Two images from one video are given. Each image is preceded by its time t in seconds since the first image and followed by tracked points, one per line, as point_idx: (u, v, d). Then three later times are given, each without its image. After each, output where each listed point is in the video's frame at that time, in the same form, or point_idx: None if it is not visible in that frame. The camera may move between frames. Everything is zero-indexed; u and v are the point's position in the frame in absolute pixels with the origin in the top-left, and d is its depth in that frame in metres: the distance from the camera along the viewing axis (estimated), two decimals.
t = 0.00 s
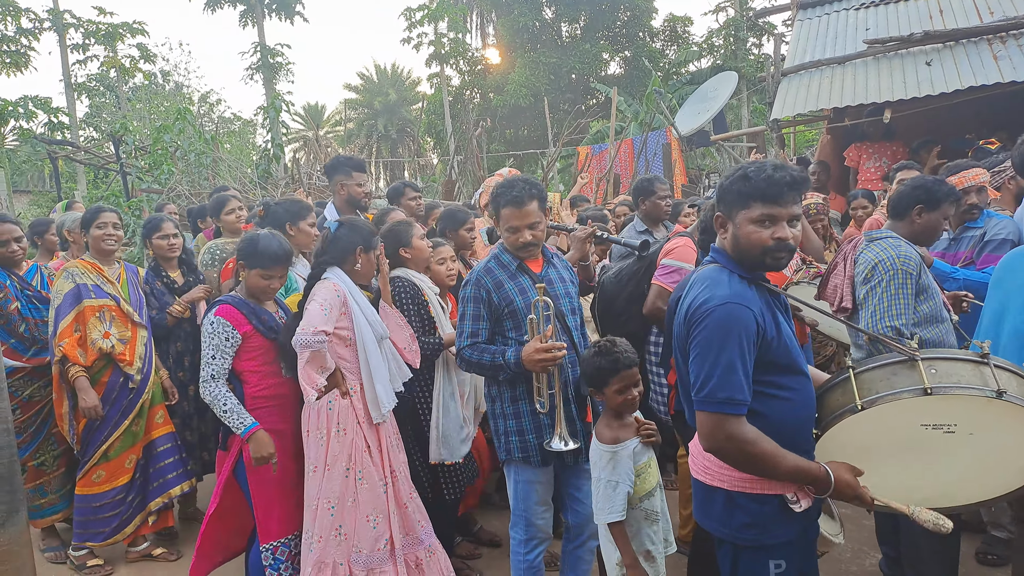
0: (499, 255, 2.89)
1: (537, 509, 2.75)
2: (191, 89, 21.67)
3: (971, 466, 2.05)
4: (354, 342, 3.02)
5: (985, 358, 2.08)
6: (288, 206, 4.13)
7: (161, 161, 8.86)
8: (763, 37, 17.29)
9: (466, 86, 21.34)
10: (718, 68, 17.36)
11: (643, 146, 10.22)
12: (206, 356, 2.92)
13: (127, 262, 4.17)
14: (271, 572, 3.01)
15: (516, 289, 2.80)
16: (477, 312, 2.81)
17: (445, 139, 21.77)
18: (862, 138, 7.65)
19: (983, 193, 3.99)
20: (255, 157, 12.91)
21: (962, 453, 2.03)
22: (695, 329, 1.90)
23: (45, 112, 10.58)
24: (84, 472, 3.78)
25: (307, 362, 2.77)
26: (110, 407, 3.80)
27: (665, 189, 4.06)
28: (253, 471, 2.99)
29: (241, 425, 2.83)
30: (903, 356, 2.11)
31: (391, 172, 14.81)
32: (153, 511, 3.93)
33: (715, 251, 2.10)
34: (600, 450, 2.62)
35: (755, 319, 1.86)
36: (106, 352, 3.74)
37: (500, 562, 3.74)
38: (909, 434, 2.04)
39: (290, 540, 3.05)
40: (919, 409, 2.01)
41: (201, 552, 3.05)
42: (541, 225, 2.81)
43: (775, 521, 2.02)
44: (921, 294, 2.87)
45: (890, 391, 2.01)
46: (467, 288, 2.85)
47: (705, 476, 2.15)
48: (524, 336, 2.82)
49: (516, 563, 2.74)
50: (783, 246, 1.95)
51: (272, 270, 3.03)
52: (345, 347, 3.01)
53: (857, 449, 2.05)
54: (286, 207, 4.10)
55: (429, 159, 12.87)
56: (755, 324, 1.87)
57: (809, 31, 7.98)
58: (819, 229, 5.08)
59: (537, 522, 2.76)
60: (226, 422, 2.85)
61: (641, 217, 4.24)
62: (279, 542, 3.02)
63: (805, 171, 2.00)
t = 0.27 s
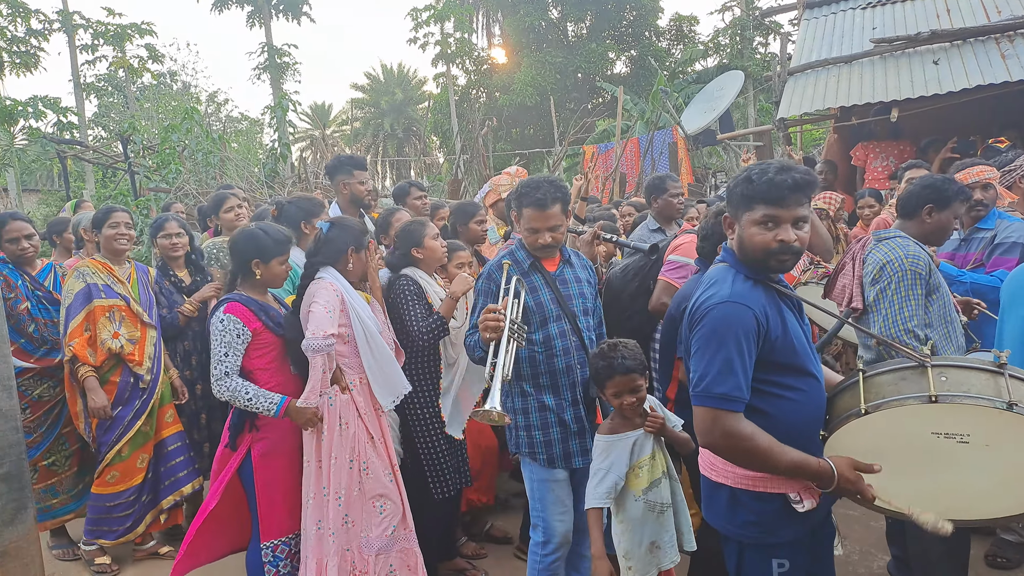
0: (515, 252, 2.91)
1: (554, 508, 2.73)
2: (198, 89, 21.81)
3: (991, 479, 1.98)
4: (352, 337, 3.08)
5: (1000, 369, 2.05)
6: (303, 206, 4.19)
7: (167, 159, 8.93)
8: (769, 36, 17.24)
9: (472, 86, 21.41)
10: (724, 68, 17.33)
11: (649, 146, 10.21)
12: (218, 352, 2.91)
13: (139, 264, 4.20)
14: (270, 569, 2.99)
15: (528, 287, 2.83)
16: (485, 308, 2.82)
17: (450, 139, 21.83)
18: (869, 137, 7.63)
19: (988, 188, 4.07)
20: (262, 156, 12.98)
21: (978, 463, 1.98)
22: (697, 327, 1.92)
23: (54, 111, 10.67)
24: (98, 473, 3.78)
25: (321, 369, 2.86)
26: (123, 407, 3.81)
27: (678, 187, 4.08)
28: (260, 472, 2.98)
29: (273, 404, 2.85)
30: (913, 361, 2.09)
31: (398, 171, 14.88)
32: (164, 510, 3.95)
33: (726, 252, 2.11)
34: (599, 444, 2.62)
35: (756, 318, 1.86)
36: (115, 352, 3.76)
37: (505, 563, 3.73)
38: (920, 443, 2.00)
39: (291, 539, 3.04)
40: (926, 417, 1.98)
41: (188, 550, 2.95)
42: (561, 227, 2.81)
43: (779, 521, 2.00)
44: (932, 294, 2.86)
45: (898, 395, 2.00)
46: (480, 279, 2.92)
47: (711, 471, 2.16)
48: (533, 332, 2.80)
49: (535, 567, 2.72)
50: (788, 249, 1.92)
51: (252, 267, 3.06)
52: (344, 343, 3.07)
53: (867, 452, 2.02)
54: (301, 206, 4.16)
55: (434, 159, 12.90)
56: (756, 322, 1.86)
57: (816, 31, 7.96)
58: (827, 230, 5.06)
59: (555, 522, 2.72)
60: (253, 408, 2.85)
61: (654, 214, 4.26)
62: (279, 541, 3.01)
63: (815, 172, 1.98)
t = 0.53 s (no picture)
0: (538, 250, 2.89)
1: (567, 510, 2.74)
2: (215, 91, 22.01)
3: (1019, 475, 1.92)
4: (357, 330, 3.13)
5: None
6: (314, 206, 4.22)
7: (186, 162, 9.03)
8: (788, 32, 17.01)
9: (486, 85, 21.40)
10: (742, 64, 17.13)
11: (665, 144, 10.13)
12: (246, 354, 2.91)
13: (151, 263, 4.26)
14: (287, 569, 3.02)
15: (546, 285, 2.81)
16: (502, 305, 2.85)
17: (465, 138, 21.82)
18: (890, 133, 7.51)
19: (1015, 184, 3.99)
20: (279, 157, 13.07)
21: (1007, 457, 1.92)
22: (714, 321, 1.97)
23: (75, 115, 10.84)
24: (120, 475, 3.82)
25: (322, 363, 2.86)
26: (143, 409, 3.85)
27: (701, 184, 4.23)
28: (277, 471, 3.01)
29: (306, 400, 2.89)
30: (932, 352, 2.02)
31: (413, 172, 14.91)
32: (186, 506, 4.06)
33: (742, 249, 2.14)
34: (630, 437, 2.58)
35: (769, 311, 1.89)
36: (136, 353, 3.80)
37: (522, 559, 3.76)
38: (940, 436, 1.97)
39: (307, 538, 3.06)
40: (943, 409, 1.94)
41: (205, 543, 2.89)
42: (583, 221, 2.79)
43: (794, 513, 2.03)
44: (961, 293, 2.80)
45: (913, 386, 1.95)
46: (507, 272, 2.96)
47: (730, 464, 2.19)
48: (548, 331, 2.79)
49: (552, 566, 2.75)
50: (796, 246, 1.95)
51: (266, 266, 3.09)
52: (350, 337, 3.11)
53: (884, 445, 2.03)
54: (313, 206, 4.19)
55: (450, 159, 12.91)
56: (769, 315, 1.89)
57: (836, 26, 7.84)
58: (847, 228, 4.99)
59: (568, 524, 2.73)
60: (286, 405, 2.87)
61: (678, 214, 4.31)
62: (295, 540, 3.03)
63: (824, 168, 1.99)
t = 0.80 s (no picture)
0: (549, 249, 2.90)
1: (566, 518, 2.71)
2: (235, 93, 22.23)
3: None
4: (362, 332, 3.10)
5: None
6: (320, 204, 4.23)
7: (207, 164, 9.13)
8: (809, 27, 16.83)
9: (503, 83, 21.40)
10: (761, 60, 16.98)
11: (684, 141, 10.05)
12: (255, 354, 2.94)
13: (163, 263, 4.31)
14: (301, 568, 3.03)
15: (559, 284, 2.80)
16: (515, 304, 2.84)
17: (482, 137, 21.84)
18: (914, 129, 7.41)
19: None
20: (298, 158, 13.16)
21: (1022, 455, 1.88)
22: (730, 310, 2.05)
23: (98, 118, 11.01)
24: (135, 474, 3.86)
25: (318, 369, 2.83)
26: (156, 409, 3.89)
27: (727, 182, 4.35)
28: (292, 468, 3.03)
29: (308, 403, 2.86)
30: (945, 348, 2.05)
31: (431, 172, 14.96)
32: (206, 506, 4.06)
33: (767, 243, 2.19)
34: (660, 432, 2.63)
35: (783, 300, 1.95)
36: (151, 353, 3.84)
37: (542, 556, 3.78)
38: (958, 434, 1.94)
39: (321, 537, 3.08)
40: (955, 404, 1.93)
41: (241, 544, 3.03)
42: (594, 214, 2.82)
43: (813, 504, 2.07)
44: (990, 291, 2.77)
45: (923, 378, 1.97)
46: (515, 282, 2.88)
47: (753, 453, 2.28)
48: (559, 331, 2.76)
49: None
50: (818, 237, 1.99)
51: (285, 262, 3.11)
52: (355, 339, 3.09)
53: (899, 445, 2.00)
54: (317, 206, 4.17)
55: (467, 159, 12.93)
56: (783, 304, 1.95)
57: (858, 20, 7.74)
58: (871, 225, 4.93)
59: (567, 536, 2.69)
60: (290, 406, 2.87)
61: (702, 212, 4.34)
62: (310, 538, 3.06)
63: (846, 162, 2.03)
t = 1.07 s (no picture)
0: (539, 255, 2.81)
1: (562, 534, 2.64)
2: (250, 92, 22.35)
3: None
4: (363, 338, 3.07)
5: None
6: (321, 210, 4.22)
7: (222, 162, 9.18)
8: (826, 24, 16.69)
9: (517, 82, 21.37)
10: (777, 58, 16.86)
11: (698, 139, 9.99)
12: (258, 354, 2.97)
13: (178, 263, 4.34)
14: (318, 566, 3.04)
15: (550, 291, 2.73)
16: (506, 310, 2.74)
17: (495, 135, 21.82)
18: (931, 126, 7.34)
19: None
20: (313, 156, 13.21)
21: None
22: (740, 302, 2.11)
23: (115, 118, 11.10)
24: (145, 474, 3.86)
25: (306, 379, 2.80)
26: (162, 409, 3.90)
27: (743, 181, 4.31)
28: (301, 467, 3.04)
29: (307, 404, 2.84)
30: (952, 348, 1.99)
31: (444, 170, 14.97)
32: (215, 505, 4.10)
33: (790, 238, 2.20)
34: (696, 426, 2.63)
35: (791, 298, 1.98)
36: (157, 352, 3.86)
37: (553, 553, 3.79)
38: (962, 438, 1.93)
39: (335, 535, 3.08)
40: (959, 408, 1.90)
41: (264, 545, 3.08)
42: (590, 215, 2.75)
43: (820, 493, 2.10)
44: (1016, 292, 2.75)
45: (926, 380, 1.94)
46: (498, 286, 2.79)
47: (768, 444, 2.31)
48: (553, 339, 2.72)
49: None
50: (834, 233, 2.01)
51: (292, 260, 3.17)
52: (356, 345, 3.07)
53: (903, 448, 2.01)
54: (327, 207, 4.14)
55: (481, 157, 12.94)
56: (791, 302, 1.98)
57: (875, 17, 7.66)
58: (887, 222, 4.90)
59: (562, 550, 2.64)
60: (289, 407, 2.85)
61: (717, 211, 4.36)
62: (325, 536, 3.06)
63: (864, 158, 2.04)
